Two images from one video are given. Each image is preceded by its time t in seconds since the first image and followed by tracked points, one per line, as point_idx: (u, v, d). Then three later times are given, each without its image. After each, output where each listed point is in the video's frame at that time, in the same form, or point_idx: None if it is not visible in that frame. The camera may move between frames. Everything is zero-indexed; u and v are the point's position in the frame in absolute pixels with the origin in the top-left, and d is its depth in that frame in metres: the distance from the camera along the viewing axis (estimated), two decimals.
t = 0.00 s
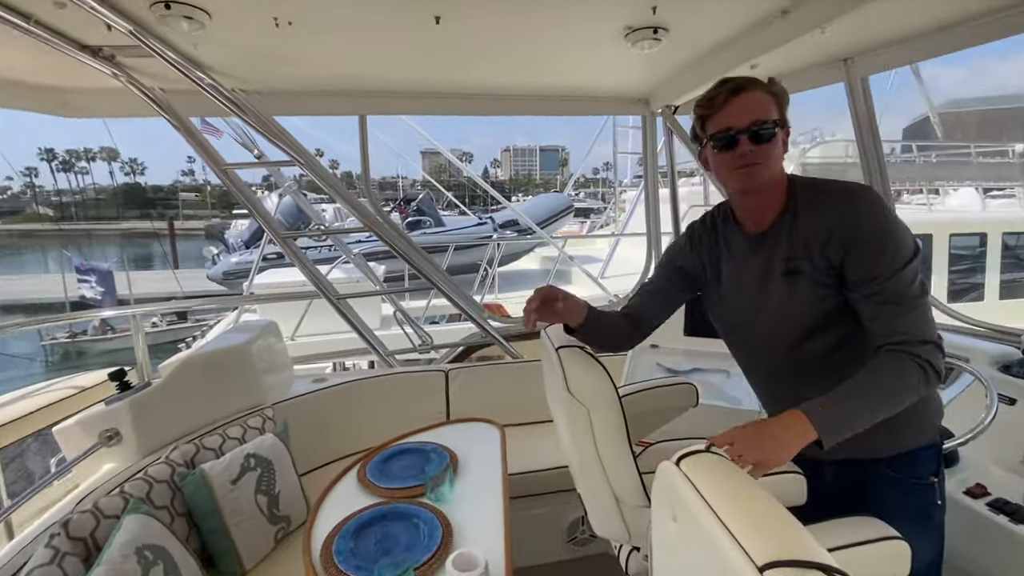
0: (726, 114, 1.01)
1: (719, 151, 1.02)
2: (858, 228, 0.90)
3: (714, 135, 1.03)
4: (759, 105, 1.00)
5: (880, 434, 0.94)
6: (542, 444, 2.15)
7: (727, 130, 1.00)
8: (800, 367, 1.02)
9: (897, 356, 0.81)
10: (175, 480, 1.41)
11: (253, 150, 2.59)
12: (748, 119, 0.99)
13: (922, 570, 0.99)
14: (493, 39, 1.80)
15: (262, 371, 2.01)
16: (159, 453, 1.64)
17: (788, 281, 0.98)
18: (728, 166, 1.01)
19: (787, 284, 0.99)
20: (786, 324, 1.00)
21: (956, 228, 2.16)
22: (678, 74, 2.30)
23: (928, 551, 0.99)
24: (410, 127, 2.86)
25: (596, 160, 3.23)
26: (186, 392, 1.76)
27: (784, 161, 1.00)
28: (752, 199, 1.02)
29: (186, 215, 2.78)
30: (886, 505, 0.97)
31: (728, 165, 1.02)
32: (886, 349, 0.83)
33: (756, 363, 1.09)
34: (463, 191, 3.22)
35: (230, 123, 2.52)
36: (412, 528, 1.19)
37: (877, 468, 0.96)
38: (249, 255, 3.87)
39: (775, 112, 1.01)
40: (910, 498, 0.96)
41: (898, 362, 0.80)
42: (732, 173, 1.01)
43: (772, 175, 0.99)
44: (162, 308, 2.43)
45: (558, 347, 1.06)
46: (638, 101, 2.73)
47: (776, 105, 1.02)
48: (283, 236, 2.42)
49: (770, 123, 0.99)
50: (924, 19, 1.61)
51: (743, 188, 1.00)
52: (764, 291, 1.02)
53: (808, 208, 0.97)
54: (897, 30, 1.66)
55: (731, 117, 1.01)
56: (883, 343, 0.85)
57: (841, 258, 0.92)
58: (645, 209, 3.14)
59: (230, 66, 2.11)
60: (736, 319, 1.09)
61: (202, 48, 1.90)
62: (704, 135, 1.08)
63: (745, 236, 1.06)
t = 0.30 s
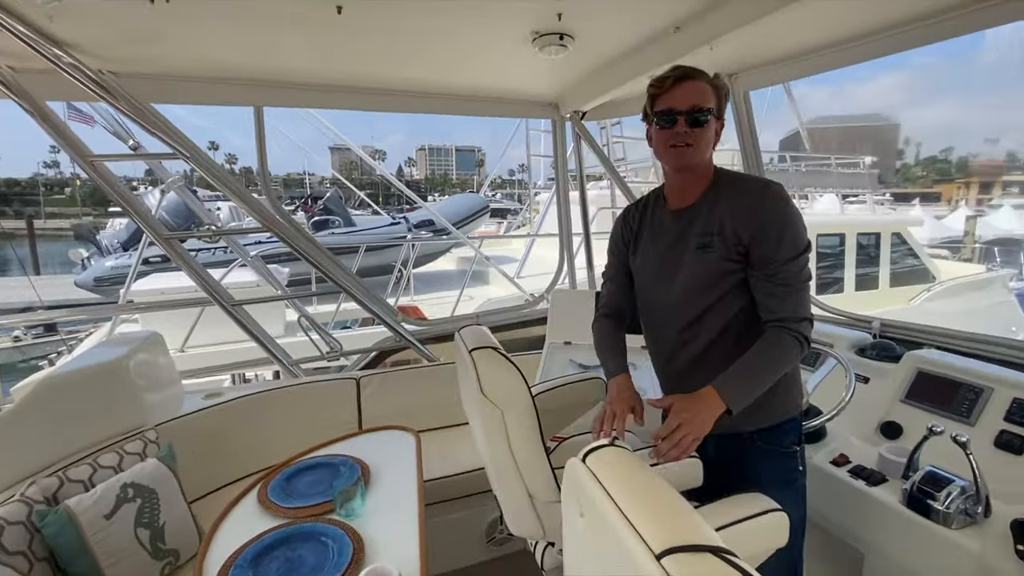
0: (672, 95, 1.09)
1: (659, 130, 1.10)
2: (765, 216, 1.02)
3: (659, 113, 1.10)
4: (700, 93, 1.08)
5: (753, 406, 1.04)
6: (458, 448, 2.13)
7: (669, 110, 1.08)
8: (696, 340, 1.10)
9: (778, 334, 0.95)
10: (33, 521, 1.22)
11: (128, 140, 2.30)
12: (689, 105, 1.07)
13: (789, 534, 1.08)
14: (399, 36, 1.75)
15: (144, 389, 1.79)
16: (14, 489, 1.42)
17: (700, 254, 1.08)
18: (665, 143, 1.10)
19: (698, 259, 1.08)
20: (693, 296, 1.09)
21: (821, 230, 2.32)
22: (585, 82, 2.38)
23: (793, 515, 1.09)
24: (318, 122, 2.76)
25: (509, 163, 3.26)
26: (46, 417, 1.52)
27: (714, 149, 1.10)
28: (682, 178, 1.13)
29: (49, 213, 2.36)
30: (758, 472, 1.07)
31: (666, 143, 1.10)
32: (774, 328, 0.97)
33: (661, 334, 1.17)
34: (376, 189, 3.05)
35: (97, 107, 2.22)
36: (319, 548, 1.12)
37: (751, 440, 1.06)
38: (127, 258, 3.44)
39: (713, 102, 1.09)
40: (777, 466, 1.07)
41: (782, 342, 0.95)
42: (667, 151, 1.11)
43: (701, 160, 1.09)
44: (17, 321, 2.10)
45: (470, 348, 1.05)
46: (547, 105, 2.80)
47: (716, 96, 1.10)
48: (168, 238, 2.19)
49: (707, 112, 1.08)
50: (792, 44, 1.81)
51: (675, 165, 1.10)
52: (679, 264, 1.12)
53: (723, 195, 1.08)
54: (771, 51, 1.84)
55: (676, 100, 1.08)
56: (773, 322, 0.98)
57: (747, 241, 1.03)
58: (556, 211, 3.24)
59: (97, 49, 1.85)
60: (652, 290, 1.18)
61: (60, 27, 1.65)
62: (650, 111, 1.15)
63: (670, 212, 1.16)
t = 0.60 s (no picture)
0: (634, 97, 1.15)
1: (620, 129, 1.16)
2: (705, 217, 1.10)
3: (622, 113, 1.16)
4: (659, 98, 1.14)
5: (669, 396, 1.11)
6: (391, 453, 2.09)
7: (630, 112, 1.14)
8: (633, 324, 1.17)
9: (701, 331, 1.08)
10: None
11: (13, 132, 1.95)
12: (649, 107, 1.13)
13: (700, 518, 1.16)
14: (321, 31, 1.69)
15: (32, 409, 1.61)
16: None
17: (647, 245, 1.14)
18: (625, 143, 1.16)
19: (643, 249, 1.15)
20: (635, 283, 1.16)
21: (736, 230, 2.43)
22: (516, 86, 2.41)
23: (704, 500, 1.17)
24: (241, 120, 2.62)
25: (444, 166, 3.24)
26: None
27: (669, 152, 1.18)
28: (636, 175, 1.19)
29: None
30: (673, 462, 1.14)
31: (625, 142, 1.16)
32: (700, 323, 1.09)
33: (603, 316, 1.24)
34: (304, 190, 2.96)
35: None
36: (236, 570, 1.05)
37: (667, 430, 1.13)
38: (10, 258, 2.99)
39: (671, 108, 1.16)
40: (689, 454, 1.14)
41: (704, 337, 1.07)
42: (627, 150, 1.17)
43: (655, 161, 1.16)
44: None
45: (396, 353, 1.03)
46: (479, 108, 2.81)
47: (674, 103, 1.17)
48: (61, 239, 1.99)
49: (664, 115, 1.14)
50: (709, 58, 1.92)
51: (633, 163, 1.17)
52: (626, 252, 1.18)
53: (671, 194, 1.14)
54: (689, 65, 1.96)
55: (639, 102, 1.14)
56: (701, 316, 1.09)
57: (688, 238, 1.11)
58: (490, 213, 3.25)
59: None
60: (598, 274, 1.24)
61: None
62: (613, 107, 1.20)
63: (622, 203, 1.22)
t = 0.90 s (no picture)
0: (603, 104, 1.16)
1: (588, 133, 1.18)
2: (662, 220, 1.15)
3: (592, 117, 1.17)
4: (626, 108, 1.16)
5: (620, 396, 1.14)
6: (339, 460, 2.04)
7: (598, 118, 1.16)
8: (589, 320, 1.18)
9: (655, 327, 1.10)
10: None
11: None
12: (617, 116, 1.15)
13: (647, 517, 1.19)
14: (259, 25, 1.63)
15: None
16: None
17: (607, 242, 1.16)
18: (591, 147, 1.18)
19: (603, 247, 1.17)
20: (594, 280, 1.18)
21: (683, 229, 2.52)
22: (466, 88, 2.41)
23: (650, 501, 1.19)
24: (177, 117, 2.51)
25: (399, 164, 3.19)
26: None
27: (632, 159, 1.20)
28: (601, 178, 1.21)
29: None
30: (617, 464, 1.17)
31: (592, 146, 1.18)
32: (654, 320, 1.11)
33: (558, 312, 1.24)
34: (253, 188, 2.82)
35: None
36: None
37: (612, 432, 1.16)
38: None
39: (638, 117, 1.19)
40: (633, 457, 1.17)
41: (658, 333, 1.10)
42: (593, 154, 1.19)
43: (619, 167, 1.19)
44: None
45: (336, 359, 1.00)
46: (429, 108, 2.77)
47: (642, 112, 1.20)
48: None
49: (631, 124, 1.16)
50: (654, 66, 1.98)
51: (599, 168, 1.19)
52: (585, 249, 1.19)
53: (631, 198, 1.18)
54: (635, 71, 2.01)
55: (607, 108, 1.16)
56: (655, 314, 1.12)
57: (646, 239, 1.15)
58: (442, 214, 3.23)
59: None
60: (555, 268, 1.25)
61: None
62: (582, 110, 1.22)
63: (583, 203, 1.24)
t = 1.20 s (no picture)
0: (575, 105, 1.17)
1: (560, 134, 1.19)
2: (629, 223, 1.15)
3: (564, 117, 1.18)
4: (599, 110, 1.17)
5: (580, 400, 1.14)
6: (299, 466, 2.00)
7: (571, 119, 1.17)
8: (554, 320, 1.18)
9: (617, 329, 1.10)
10: None
11: None
12: (589, 118, 1.16)
13: (608, 526, 1.20)
14: (212, 19, 1.57)
15: None
16: None
17: (574, 242, 1.17)
18: (563, 148, 1.19)
19: (570, 247, 1.17)
20: (560, 280, 1.18)
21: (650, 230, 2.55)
22: (430, 87, 2.39)
23: (612, 512, 1.20)
24: (130, 111, 2.38)
25: (368, 162, 3.12)
26: None
27: (603, 163, 1.21)
28: (571, 180, 1.22)
29: None
30: (577, 473, 1.18)
31: (563, 148, 1.19)
32: (615, 321, 1.11)
33: (524, 312, 1.24)
34: (216, 186, 2.71)
35: None
36: None
37: (573, 442, 1.18)
38: None
39: (609, 122, 1.20)
40: (593, 467, 1.18)
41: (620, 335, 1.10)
42: (564, 155, 1.19)
43: (589, 170, 1.20)
44: None
45: (289, 365, 0.98)
46: (394, 107, 2.73)
47: (613, 117, 1.21)
48: None
49: (602, 128, 1.17)
50: (617, 68, 2.01)
51: (569, 169, 1.20)
52: (553, 249, 1.20)
53: (600, 201, 1.20)
54: (598, 73, 2.03)
55: (580, 110, 1.16)
56: (618, 315, 1.11)
57: (613, 242, 1.15)
58: (408, 214, 3.20)
59: None
60: (522, 267, 1.25)
61: None
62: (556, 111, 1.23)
63: (553, 204, 1.25)
